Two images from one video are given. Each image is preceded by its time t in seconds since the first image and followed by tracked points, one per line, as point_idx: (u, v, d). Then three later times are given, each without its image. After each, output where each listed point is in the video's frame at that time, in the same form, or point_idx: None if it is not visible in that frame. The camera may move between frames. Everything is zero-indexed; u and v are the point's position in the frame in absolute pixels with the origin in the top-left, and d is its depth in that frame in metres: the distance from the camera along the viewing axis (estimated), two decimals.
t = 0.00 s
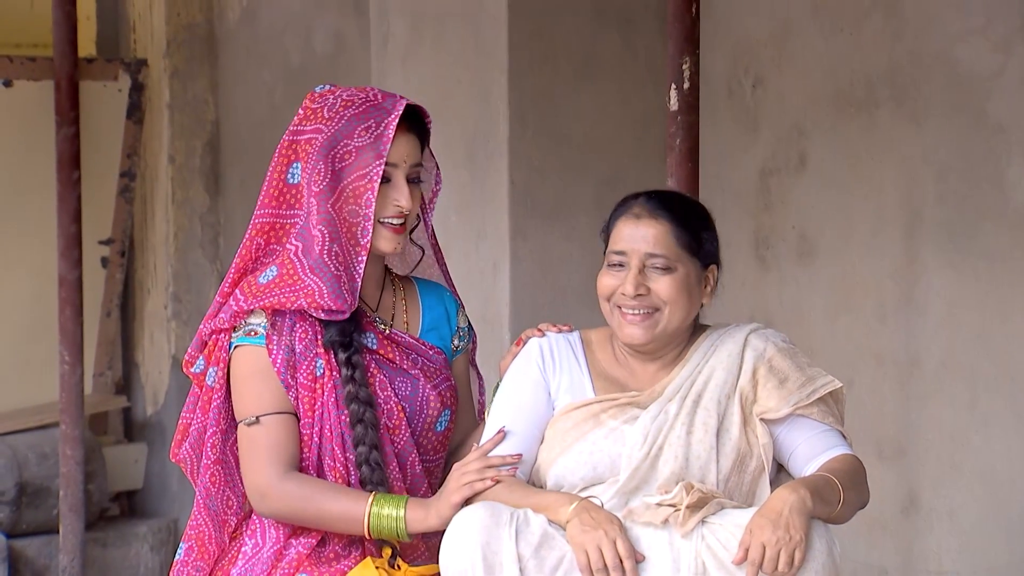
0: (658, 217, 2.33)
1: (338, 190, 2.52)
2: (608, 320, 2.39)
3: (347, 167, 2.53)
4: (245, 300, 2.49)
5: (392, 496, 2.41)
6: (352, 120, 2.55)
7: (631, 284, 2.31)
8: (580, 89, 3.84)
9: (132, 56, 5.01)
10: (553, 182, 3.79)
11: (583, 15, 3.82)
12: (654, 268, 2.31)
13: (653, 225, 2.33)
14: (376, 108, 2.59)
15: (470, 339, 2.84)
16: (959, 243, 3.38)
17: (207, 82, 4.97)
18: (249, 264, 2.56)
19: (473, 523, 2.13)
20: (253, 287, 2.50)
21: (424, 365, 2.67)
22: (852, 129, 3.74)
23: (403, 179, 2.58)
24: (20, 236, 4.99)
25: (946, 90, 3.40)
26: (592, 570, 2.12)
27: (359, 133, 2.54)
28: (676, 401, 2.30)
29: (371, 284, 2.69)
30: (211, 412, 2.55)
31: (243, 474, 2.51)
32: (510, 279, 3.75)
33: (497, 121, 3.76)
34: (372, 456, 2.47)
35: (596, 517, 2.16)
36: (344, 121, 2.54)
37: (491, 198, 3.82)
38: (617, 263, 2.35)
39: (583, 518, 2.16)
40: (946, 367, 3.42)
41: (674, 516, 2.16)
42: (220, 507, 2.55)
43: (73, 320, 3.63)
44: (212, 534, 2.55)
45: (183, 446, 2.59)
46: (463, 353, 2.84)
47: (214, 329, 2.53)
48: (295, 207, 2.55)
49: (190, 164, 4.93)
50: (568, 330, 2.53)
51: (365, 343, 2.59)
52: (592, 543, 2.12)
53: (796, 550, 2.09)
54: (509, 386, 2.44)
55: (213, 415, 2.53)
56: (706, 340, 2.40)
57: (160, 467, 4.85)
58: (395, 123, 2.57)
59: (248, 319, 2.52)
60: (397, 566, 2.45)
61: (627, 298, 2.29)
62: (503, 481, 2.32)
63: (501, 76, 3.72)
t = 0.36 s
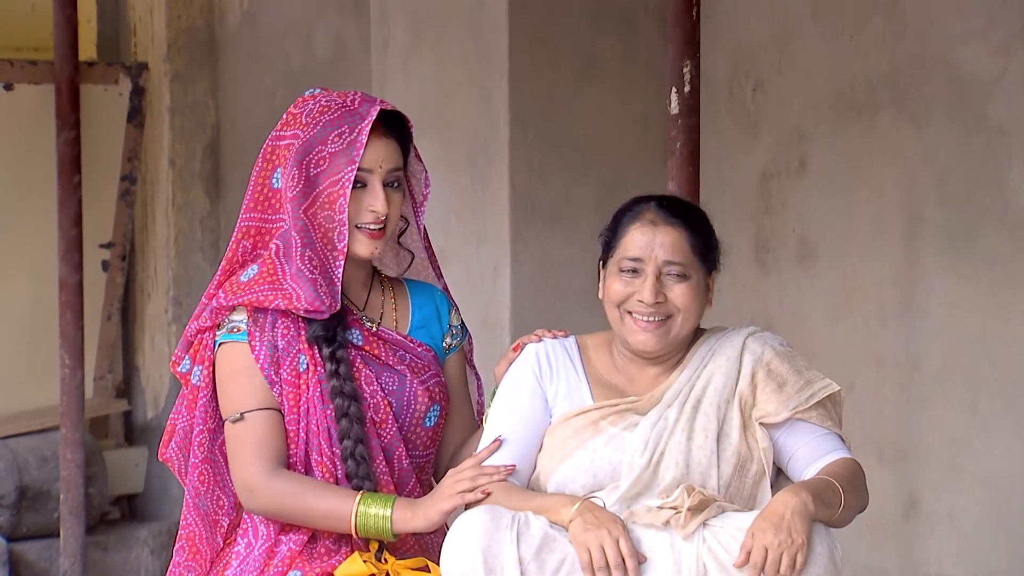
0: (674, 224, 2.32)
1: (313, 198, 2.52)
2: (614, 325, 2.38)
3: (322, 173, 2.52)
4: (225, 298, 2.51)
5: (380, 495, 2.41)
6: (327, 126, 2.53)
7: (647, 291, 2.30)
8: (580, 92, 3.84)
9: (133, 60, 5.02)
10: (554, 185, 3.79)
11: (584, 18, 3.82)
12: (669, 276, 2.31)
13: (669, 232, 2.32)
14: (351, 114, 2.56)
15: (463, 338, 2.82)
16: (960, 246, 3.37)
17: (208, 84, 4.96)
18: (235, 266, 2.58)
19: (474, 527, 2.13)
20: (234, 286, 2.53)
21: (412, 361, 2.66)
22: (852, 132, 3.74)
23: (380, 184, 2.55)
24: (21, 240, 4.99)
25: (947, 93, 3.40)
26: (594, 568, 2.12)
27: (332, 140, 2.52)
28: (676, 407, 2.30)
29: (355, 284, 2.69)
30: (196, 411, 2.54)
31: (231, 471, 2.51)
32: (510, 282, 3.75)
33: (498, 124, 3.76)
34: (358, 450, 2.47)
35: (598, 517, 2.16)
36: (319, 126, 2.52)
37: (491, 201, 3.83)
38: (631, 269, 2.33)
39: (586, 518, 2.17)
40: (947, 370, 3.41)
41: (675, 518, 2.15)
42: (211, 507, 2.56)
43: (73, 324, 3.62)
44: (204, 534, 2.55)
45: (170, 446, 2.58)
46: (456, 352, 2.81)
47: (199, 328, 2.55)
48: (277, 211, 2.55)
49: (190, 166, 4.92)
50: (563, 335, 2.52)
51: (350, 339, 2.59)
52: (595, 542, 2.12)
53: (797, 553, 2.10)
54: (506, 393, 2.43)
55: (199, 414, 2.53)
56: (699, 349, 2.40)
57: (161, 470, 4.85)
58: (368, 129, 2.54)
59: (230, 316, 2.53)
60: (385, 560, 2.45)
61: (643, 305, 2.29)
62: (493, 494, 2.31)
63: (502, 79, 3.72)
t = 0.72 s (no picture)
0: (678, 230, 2.33)
1: (295, 208, 2.50)
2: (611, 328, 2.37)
3: (304, 184, 2.50)
4: (205, 300, 2.49)
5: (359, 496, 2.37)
6: (310, 138, 2.50)
7: (649, 294, 2.29)
8: (581, 99, 3.84)
9: (133, 67, 5.03)
10: (554, 192, 3.79)
11: (585, 25, 3.82)
12: (671, 281, 2.31)
13: (673, 238, 2.32)
14: (334, 126, 2.53)
15: (457, 344, 2.79)
16: (959, 253, 3.37)
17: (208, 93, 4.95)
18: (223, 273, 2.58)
19: (470, 535, 2.12)
20: (215, 289, 2.51)
21: (398, 363, 2.62)
22: (852, 139, 3.74)
23: (362, 196, 2.52)
24: (21, 246, 4.99)
25: (947, 100, 3.39)
26: (596, 569, 2.12)
27: (313, 152, 2.50)
28: (672, 413, 2.30)
29: (344, 289, 2.66)
30: (182, 415, 2.54)
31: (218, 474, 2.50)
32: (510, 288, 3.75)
33: (498, 131, 3.77)
34: (339, 451, 2.43)
35: (593, 520, 2.15)
36: (302, 138, 2.50)
37: (491, 208, 3.83)
38: (633, 272, 2.32)
39: (579, 519, 2.16)
40: (947, 377, 3.41)
41: (671, 524, 2.17)
42: (200, 512, 2.57)
43: (73, 331, 3.62)
44: (192, 539, 2.55)
45: (158, 451, 2.60)
46: (451, 357, 2.78)
47: (185, 334, 2.55)
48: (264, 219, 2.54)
49: (191, 173, 4.93)
50: (559, 343, 2.52)
51: (333, 341, 2.56)
52: (593, 543, 2.12)
53: (793, 561, 2.09)
54: (501, 402, 2.42)
55: (184, 418, 2.53)
56: (695, 355, 2.40)
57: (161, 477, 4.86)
58: (349, 141, 2.50)
59: (212, 319, 2.51)
60: (366, 561, 2.44)
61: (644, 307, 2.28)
62: (482, 506, 2.29)
63: (502, 87, 3.72)
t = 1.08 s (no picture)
0: (701, 225, 2.34)
1: (290, 209, 2.50)
2: (635, 323, 2.36)
3: (299, 185, 2.50)
4: (204, 299, 2.51)
5: (352, 486, 2.37)
6: (304, 139, 2.51)
7: (681, 287, 2.30)
8: (585, 98, 3.84)
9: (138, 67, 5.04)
10: (558, 191, 3.79)
11: (589, 24, 3.83)
12: (700, 274, 2.31)
13: (698, 232, 2.33)
14: (327, 127, 2.52)
15: (460, 338, 2.78)
16: (964, 252, 3.36)
17: (212, 92, 5.09)
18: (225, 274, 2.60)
19: (477, 531, 2.13)
20: (215, 288, 2.53)
21: (398, 359, 2.62)
22: (856, 138, 3.74)
23: (355, 198, 2.51)
24: (27, 245, 5.00)
25: (951, 99, 3.38)
26: (599, 570, 2.12)
27: (306, 153, 2.50)
28: (682, 406, 2.30)
29: (344, 287, 2.67)
30: (184, 413, 2.55)
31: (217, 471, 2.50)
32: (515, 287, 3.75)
33: (502, 129, 3.77)
34: (334, 448, 2.43)
35: (596, 518, 2.15)
36: (296, 139, 2.50)
37: (496, 207, 3.83)
38: (661, 265, 2.32)
39: (581, 520, 2.16)
40: (951, 377, 3.40)
41: (676, 522, 2.15)
42: (204, 509, 2.57)
43: (78, 329, 3.63)
44: (197, 536, 2.57)
45: (162, 448, 2.61)
46: (456, 350, 2.78)
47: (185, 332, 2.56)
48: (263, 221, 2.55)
49: (195, 172, 5.02)
50: (571, 339, 2.53)
51: (331, 338, 2.56)
52: (596, 545, 2.12)
53: (798, 557, 2.09)
54: (510, 395, 2.42)
55: (185, 416, 2.54)
56: (711, 347, 2.40)
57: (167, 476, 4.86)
58: (340, 143, 2.50)
59: (211, 318, 2.52)
60: (359, 557, 2.40)
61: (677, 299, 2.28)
62: (486, 501, 2.31)
63: (506, 86, 3.73)
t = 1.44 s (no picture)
0: (724, 224, 2.35)
1: (287, 208, 2.51)
2: (652, 319, 2.36)
3: (295, 183, 2.51)
4: (205, 299, 2.50)
5: (337, 480, 2.37)
6: (299, 136, 2.51)
7: (700, 284, 2.30)
8: (583, 97, 3.84)
9: (136, 66, 5.04)
10: (556, 191, 3.79)
11: (587, 23, 3.82)
12: (719, 272, 2.32)
13: (720, 231, 2.34)
14: (320, 124, 2.52)
15: (458, 341, 2.78)
16: (961, 251, 3.36)
17: (211, 92, 4.99)
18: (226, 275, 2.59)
19: (482, 528, 2.12)
20: (216, 289, 2.52)
21: (396, 369, 2.60)
22: (854, 137, 3.74)
23: (350, 192, 2.50)
24: (25, 245, 5.00)
25: (949, 98, 3.38)
26: (602, 572, 2.11)
27: (301, 151, 2.50)
28: (699, 407, 2.30)
29: (345, 290, 2.67)
30: (178, 409, 2.54)
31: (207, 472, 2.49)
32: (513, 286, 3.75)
33: (500, 128, 3.77)
34: (323, 457, 2.42)
35: (601, 519, 2.15)
36: (291, 137, 2.51)
37: (494, 206, 3.83)
38: (681, 262, 2.33)
39: (585, 521, 2.16)
40: (948, 376, 3.41)
41: (682, 520, 2.15)
42: (190, 504, 2.56)
43: (76, 328, 3.63)
44: (181, 530, 2.56)
45: (155, 439, 2.61)
46: (455, 351, 2.77)
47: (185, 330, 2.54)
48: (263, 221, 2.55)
49: (193, 172, 4.94)
50: (587, 334, 2.53)
51: (330, 346, 2.54)
52: (599, 547, 2.11)
53: (804, 552, 2.10)
54: (522, 388, 2.43)
55: (179, 412, 2.53)
56: (729, 352, 2.41)
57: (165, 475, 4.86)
58: (333, 138, 2.50)
59: (212, 318, 2.51)
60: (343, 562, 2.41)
61: (694, 296, 2.28)
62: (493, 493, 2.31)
63: (504, 85, 3.73)
